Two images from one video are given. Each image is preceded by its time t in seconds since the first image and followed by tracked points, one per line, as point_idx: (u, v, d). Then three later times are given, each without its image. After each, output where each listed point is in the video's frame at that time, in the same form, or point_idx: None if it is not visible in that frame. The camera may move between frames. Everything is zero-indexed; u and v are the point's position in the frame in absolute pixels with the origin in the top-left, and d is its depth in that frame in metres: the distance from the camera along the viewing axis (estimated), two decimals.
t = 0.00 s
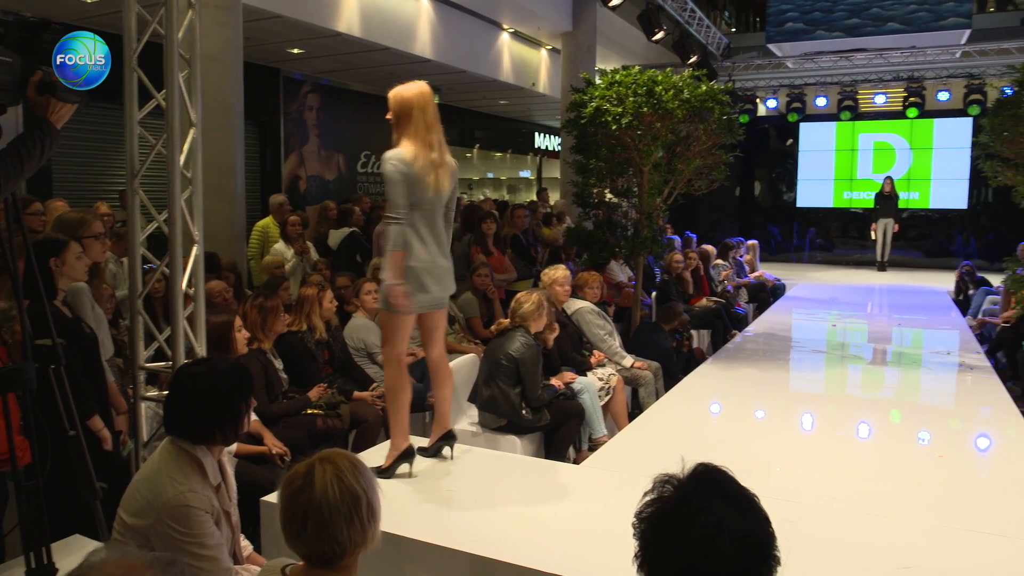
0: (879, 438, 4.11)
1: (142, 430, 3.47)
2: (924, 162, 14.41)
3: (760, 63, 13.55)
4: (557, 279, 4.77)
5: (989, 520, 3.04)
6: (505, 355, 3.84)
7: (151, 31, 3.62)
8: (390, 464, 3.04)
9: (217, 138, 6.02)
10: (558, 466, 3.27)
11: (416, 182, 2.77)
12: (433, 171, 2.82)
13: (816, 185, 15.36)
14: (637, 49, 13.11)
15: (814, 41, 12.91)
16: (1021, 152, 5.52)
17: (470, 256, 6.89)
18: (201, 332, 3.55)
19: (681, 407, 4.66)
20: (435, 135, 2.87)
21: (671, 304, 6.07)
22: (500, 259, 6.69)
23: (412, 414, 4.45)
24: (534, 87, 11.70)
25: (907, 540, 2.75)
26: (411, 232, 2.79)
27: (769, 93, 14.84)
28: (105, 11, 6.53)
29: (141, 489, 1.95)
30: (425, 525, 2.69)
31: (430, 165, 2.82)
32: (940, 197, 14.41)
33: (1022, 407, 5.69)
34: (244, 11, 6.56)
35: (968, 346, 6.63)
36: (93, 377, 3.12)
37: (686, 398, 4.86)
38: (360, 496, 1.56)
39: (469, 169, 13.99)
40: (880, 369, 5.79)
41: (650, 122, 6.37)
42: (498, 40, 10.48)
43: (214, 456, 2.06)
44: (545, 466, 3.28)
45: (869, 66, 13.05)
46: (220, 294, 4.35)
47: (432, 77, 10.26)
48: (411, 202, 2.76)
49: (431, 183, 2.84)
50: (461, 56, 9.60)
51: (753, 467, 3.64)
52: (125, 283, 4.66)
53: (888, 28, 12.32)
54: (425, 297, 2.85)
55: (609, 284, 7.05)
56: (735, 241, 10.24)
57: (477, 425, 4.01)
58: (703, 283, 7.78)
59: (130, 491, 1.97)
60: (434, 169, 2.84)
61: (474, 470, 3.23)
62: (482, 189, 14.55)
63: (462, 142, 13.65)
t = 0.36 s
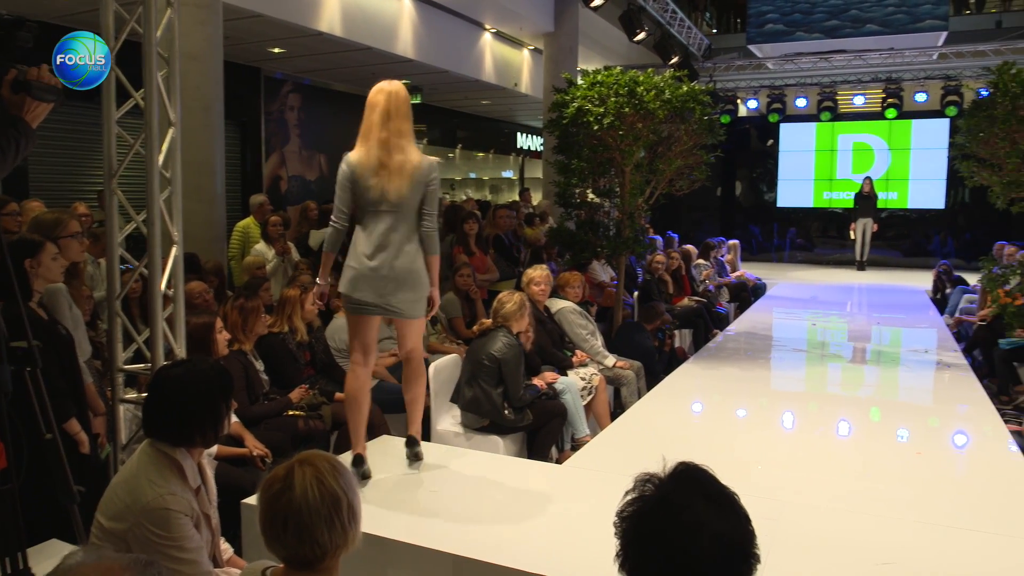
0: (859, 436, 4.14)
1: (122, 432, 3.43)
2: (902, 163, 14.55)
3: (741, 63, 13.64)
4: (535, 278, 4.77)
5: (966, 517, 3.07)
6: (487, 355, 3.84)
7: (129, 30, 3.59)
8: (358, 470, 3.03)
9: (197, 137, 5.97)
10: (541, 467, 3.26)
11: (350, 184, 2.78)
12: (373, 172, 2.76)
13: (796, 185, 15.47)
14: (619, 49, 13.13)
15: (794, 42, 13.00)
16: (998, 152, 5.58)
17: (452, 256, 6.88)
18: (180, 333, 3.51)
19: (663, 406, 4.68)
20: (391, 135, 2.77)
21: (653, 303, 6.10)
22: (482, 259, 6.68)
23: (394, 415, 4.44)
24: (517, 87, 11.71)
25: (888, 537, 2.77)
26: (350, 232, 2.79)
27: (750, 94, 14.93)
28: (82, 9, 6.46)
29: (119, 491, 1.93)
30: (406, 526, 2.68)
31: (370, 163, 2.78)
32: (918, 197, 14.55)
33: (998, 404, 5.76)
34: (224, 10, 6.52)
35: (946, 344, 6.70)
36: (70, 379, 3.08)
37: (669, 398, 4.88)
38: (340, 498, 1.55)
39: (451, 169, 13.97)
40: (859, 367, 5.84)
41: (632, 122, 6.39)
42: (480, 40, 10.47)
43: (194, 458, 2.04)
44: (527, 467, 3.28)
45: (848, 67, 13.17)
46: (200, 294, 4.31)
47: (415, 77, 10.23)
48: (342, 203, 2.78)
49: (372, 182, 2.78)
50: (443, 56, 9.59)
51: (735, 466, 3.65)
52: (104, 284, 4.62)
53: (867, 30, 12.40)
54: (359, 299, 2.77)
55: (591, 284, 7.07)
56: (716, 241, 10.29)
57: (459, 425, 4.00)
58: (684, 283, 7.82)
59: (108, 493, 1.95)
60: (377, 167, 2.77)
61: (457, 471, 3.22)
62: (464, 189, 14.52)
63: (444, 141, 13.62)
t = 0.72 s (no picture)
0: (826, 432, 4.21)
1: (85, 437, 3.39)
2: (867, 164, 14.77)
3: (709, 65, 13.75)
4: (505, 278, 4.77)
5: (929, 511, 3.13)
6: (458, 355, 3.83)
7: (92, 27, 3.53)
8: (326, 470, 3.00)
9: (162, 137, 5.89)
10: (513, 467, 3.27)
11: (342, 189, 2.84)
12: (347, 172, 2.77)
13: (764, 185, 15.65)
14: (589, 49, 13.16)
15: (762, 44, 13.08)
16: (960, 154, 5.67)
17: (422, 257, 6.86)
18: (146, 335, 3.50)
19: (633, 405, 4.71)
20: (359, 133, 2.74)
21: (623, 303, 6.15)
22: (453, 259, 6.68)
23: (365, 415, 4.41)
24: (487, 87, 11.69)
25: (854, 530, 2.81)
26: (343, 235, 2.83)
27: (718, 95, 15.06)
28: (44, 5, 6.34)
29: (81, 497, 1.90)
30: (377, 527, 2.66)
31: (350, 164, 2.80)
32: (882, 197, 14.79)
33: (959, 400, 5.87)
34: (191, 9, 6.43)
35: (910, 341, 6.81)
36: (30, 383, 3.03)
37: (639, 396, 4.92)
38: (306, 501, 1.54)
39: (422, 168, 13.92)
40: (826, 365, 5.92)
41: (602, 122, 6.40)
42: (451, 39, 10.44)
43: (159, 463, 2.01)
44: (498, 466, 3.27)
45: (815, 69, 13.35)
46: (166, 296, 4.26)
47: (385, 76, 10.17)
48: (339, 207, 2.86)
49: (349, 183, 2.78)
50: (413, 56, 9.54)
51: (705, 463, 3.69)
52: (66, 286, 4.54)
53: (833, 33, 12.54)
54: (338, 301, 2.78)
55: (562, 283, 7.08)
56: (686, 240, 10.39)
57: (430, 426, 3.99)
58: (654, 282, 7.87)
59: (70, 499, 1.91)
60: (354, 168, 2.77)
61: (429, 472, 3.21)
62: (436, 189, 14.49)
63: (415, 141, 13.57)
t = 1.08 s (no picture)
0: (774, 428, 4.29)
1: (21, 445, 3.29)
2: (811, 165, 15.10)
3: (659, 66, 13.94)
4: (458, 278, 4.82)
5: (872, 502, 3.21)
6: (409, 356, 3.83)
7: (28, 22, 3.43)
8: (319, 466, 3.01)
9: (104, 136, 5.74)
10: (467, 467, 3.26)
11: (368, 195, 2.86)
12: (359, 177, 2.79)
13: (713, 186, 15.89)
14: (541, 50, 13.22)
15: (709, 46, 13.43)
16: (899, 156, 5.82)
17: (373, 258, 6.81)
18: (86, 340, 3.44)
19: (585, 404, 4.74)
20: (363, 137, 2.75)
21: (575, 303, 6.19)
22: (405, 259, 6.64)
23: (314, 419, 4.35)
24: (439, 87, 11.65)
25: (800, 523, 2.87)
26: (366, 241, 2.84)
27: (668, 96, 15.26)
28: None
29: (16, 510, 1.84)
30: (327, 531, 2.63)
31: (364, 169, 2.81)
32: (826, 197, 15.15)
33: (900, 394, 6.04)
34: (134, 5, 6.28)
35: (853, 338, 6.99)
36: None
37: (591, 395, 4.95)
38: (250, 509, 1.50)
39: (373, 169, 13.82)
40: (773, 362, 6.05)
41: (553, 123, 6.42)
42: (402, 39, 10.38)
43: (99, 472, 1.96)
44: (450, 467, 3.26)
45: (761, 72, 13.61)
46: (107, 300, 4.16)
47: (335, 76, 10.07)
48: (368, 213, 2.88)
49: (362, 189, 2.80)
50: (365, 56, 9.47)
51: (656, 460, 3.73)
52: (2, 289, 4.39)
53: (778, 37, 13.03)
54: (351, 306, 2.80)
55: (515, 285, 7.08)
56: (636, 240, 10.51)
57: (383, 429, 3.96)
58: (605, 282, 7.94)
59: (5, 512, 1.85)
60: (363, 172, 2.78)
61: (381, 475, 3.18)
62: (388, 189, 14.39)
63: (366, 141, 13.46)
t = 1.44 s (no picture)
0: (695, 423, 4.39)
1: None
2: (728, 167, 15.54)
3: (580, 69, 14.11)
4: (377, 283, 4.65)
5: (786, 492, 3.32)
6: (331, 361, 3.76)
7: None
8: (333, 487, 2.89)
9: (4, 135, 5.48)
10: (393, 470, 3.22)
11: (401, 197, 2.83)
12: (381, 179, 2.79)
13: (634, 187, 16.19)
14: (464, 51, 13.21)
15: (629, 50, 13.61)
16: (808, 158, 6.00)
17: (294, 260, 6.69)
18: None
19: (510, 403, 4.76)
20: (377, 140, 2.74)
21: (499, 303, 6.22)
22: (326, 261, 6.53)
23: (232, 427, 4.24)
24: (361, 86, 11.51)
25: (719, 514, 2.95)
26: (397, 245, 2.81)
27: (589, 99, 15.46)
28: None
29: None
30: (246, 541, 2.57)
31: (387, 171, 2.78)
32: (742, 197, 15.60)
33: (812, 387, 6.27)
34: None
35: (768, 334, 7.24)
36: None
37: (515, 394, 4.97)
38: (153, 524, 1.44)
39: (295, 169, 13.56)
40: (694, 358, 6.21)
41: (475, 124, 6.42)
42: (323, 38, 10.22)
43: None
44: (373, 472, 3.22)
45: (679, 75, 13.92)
46: (8, 306, 3.96)
47: (253, 74, 9.84)
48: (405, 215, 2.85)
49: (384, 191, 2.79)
50: (284, 54, 9.29)
51: (581, 457, 3.77)
52: None
53: (695, 41, 13.21)
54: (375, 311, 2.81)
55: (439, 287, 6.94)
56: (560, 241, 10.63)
57: (304, 434, 3.89)
58: (530, 282, 7.99)
59: None
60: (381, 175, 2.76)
61: (301, 482, 3.11)
62: (310, 190, 14.15)
63: (286, 141, 13.22)
